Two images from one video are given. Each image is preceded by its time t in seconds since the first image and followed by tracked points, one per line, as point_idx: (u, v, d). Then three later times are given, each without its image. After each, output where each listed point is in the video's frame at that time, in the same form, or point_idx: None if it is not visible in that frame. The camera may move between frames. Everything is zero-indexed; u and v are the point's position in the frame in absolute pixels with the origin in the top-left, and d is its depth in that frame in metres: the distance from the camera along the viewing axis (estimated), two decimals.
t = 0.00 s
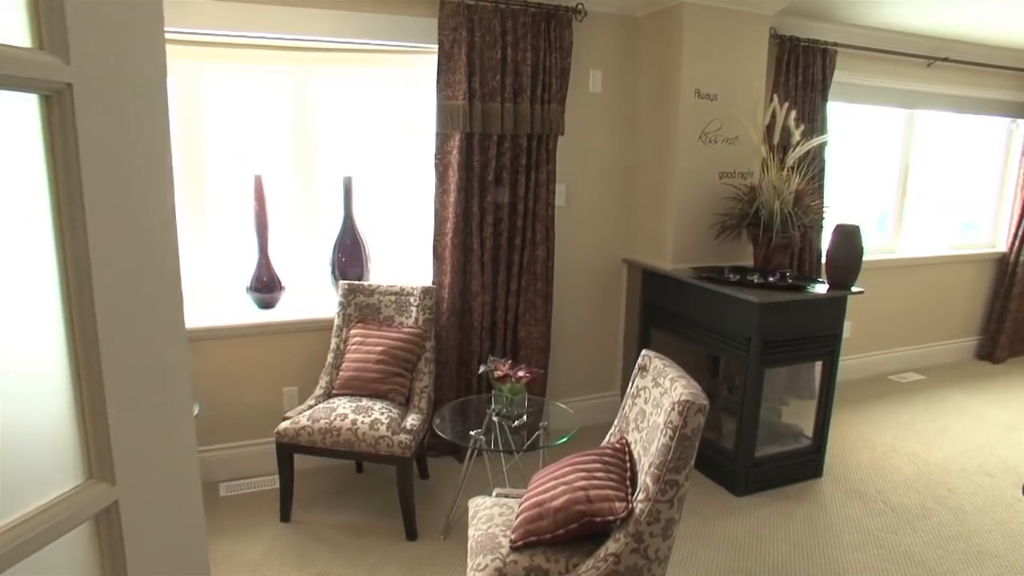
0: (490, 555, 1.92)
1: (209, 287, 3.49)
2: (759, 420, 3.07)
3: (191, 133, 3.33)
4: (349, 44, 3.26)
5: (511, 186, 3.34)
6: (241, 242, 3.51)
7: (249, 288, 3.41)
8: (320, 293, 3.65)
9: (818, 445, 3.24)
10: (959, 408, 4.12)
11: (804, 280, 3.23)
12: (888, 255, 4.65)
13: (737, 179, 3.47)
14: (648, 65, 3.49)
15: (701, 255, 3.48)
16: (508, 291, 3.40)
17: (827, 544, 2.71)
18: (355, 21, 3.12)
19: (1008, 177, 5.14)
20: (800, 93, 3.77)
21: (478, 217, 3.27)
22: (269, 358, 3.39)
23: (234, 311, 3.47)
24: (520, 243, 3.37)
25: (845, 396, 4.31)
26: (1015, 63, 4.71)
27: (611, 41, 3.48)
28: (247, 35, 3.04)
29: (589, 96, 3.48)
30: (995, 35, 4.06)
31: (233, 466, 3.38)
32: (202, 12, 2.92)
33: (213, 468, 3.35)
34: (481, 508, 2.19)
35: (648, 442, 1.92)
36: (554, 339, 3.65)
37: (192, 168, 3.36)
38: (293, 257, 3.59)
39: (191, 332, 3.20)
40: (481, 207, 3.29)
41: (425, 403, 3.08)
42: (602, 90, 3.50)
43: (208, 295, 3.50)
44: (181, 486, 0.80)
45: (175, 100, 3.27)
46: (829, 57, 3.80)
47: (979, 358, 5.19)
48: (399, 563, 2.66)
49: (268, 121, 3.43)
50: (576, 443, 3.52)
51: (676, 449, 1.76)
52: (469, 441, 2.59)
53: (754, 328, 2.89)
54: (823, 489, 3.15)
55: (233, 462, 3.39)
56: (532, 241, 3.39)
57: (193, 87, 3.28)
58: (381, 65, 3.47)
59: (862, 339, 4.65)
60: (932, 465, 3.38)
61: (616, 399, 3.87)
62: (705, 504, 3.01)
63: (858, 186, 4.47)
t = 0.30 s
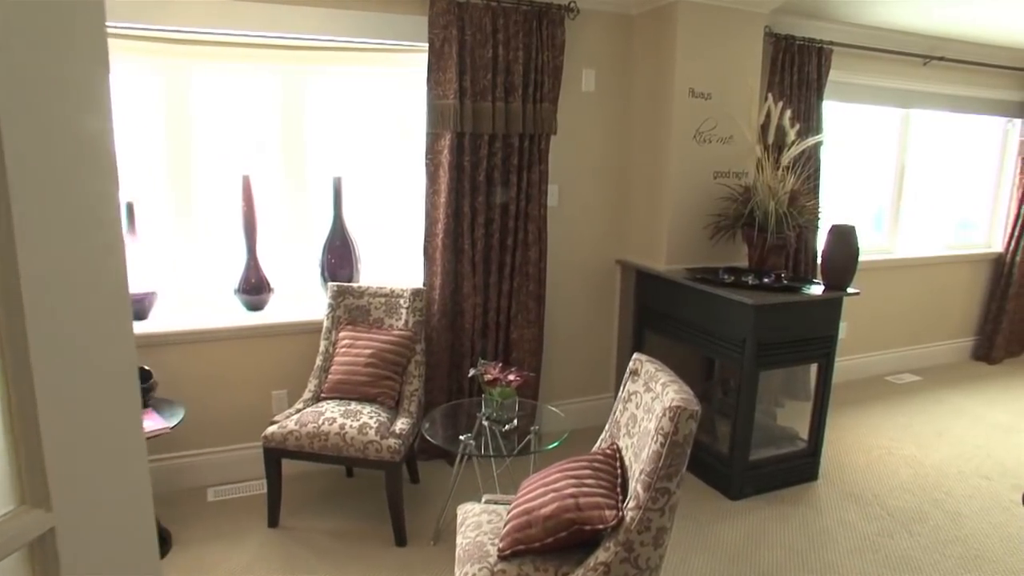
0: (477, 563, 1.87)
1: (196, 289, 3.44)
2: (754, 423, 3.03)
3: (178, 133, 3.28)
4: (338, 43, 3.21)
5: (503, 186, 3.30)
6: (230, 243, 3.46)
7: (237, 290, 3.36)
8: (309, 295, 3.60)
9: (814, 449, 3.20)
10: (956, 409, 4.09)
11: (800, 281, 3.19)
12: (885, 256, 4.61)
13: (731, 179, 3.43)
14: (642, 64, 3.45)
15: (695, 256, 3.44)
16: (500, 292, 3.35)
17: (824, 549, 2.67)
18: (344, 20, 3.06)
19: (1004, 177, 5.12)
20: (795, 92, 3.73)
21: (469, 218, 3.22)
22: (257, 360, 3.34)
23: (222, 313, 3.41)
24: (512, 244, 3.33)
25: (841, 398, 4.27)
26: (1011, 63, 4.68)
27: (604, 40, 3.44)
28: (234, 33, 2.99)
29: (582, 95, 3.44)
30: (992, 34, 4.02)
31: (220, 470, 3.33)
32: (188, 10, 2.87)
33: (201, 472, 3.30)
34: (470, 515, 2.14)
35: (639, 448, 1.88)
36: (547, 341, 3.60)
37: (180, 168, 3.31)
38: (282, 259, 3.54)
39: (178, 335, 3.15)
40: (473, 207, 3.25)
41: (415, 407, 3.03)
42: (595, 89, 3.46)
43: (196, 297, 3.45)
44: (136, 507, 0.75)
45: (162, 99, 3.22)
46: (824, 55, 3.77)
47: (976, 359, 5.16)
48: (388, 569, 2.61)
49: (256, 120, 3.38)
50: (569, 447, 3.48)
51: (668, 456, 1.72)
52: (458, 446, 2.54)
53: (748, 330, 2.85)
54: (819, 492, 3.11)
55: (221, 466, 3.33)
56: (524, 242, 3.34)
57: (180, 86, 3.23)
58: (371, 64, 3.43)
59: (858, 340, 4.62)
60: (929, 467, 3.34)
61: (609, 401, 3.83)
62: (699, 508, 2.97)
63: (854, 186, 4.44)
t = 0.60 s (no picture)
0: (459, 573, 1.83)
1: (178, 292, 3.38)
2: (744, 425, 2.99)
3: (158, 132, 3.21)
4: (322, 41, 3.15)
5: (489, 186, 3.25)
6: (212, 245, 3.40)
7: (219, 292, 3.30)
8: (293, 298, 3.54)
9: (805, 451, 3.16)
10: (947, 410, 4.07)
11: (790, 282, 3.15)
12: (875, 255, 4.59)
13: (720, 179, 3.40)
14: (630, 62, 3.41)
15: (684, 256, 3.40)
16: (486, 294, 3.30)
17: (814, 553, 2.64)
18: (327, 17, 3.01)
19: (994, 177, 5.11)
20: (785, 92, 3.70)
21: (455, 219, 3.17)
22: (240, 364, 3.28)
23: (204, 316, 3.35)
24: (499, 246, 3.28)
25: (832, 399, 4.25)
26: (1001, 62, 4.67)
27: (592, 39, 3.40)
28: (213, 31, 2.93)
29: (570, 94, 3.40)
30: (982, 33, 4.01)
31: (203, 476, 3.27)
32: (167, 8, 2.81)
33: (183, 478, 3.24)
34: (453, 523, 2.10)
35: (625, 455, 1.84)
36: (535, 343, 3.56)
37: (160, 168, 3.25)
38: (265, 261, 3.48)
39: (160, 339, 3.09)
40: (459, 208, 3.20)
41: (400, 411, 2.98)
42: (583, 88, 3.42)
43: (178, 300, 3.38)
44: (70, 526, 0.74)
45: (141, 99, 3.15)
46: (814, 54, 3.74)
47: (966, 359, 5.15)
48: None
49: (238, 120, 3.32)
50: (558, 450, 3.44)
51: (653, 464, 1.67)
52: (442, 451, 2.49)
53: (737, 332, 2.82)
54: (809, 495, 3.08)
55: (204, 472, 3.27)
56: (511, 243, 3.30)
57: (160, 85, 3.17)
58: (355, 63, 3.38)
59: (849, 341, 4.59)
60: (920, 469, 3.32)
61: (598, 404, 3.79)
62: (689, 511, 2.93)
63: (844, 186, 4.41)
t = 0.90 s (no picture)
0: None
1: (154, 294, 3.30)
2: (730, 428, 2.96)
3: (132, 132, 3.14)
4: (300, 39, 3.09)
5: (472, 187, 3.20)
6: (189, 246, 3.33)
7: (197, 295, 3.23)
8: (273, 300, 3.48)
9: (791, 453, 3.13)
10: (932, 409, 4.06)
11: (776, 282, 3.12)
12: (861, 255, 4.58)
13: (706, 179, 3.36)
14: (615, 61, 3.37)
15: (670, 257, 3.36)
16: (469, 295, 3.26)
17: (801, 556, 2.61)
18: (305, 14, 2.95)
19: (978, 176, 5.12)
20: (770, 91, 3.67)
21: (437, 220, 3.12)
22: (218, 368, 3.21)
23: (182, 320, 3.28)
24: (482, 247, 3.23)
25: (819, 399, 4.23)
26: (985, 62, 4.67)
27: (576, 37, 3.36)
28: (188, 29, 2.86)
29: (554, 93, 3.36)
30: (966, 33, 4.00)
31: (180, 483, 3.20)
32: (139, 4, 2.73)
33: (160, 485, 3.17)
34: (432, 531, 2.05)
35: (607, 461, 1.79)
36: (519, 345, 3.51)
37: (135, 168, 3.17)
38: (244, 262, 3.41)
39: (134, 343, 3.01)
40: (441, 209, 3.15)
41: (381, 415, 2.93)
42: (566, 87, 3.38)
43: (154, 303, 3.31)
44: None
45: (115, 97, 3.08)
46: (800, 53, 3.71)
47: (951, 358, 5.16)
48: None
49: (215, 119, 3.25)
50: (543, 454, 3.39)
51: (635, 472, 1.63)
52: (422, 458, 2.44)
53: (723, 334, 2.79)
54: (796, 497, 3.05)
55: (181, 478, 3.20)
56: (494, 244, 3.25)
57: (135, 83, 3.10)
58: (335, 61, 3.33)
59: (835, 341, 4.58)
60: (906, 470, 3.30)
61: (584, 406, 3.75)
62: (675, 515, 2.89)
63: (830, 186, 4.40)
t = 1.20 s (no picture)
0: None
1: (126, 298, 3.22)
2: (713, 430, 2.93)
3: (102, 132, 3.06)
4: (276, 37, 3.03)
5: (452, 187, 3.15)
6: (163, 248, 3.25)
7: (171, 299, 3.14)
8: (249, 303, 3.40)
9: (775, 455, 3.11)
10: (915, 409, 4.06)
11: (759, 283, 3.09)
12: (844, 255, 4.58)
13: (688, 178, 3.33)
14: (596, 59, 3.33)
15: (652, 258, 3.33)
16: (450, 297, 3.21)
17: (785, 560, 2.58)
18: (279, 11, 2.88)
19: (960, 176, 5.15)
20: (753, 90, 3.64)
21: (416, 220, 3.07)
22: (192, 372, 3.13)
23: (155, 324, 3.20)
24: (461, 248, 3.18)
25: (803, 399, 4.21)
26: (965, 62, 4.69)
27: (556, 36, 3.32)
28: (159, 26, 2.79)
29: (534, 92, 3.31)
30: (947, 33, 4.01)
31: (154, 490, 3.12)
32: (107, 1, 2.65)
33: (133, 493, 3.08)
34: (408, 541, 2.00)
35: (585, 468, 1.75)
36: (501, 347, 3.46)
37: (106, 169, 3.09)
38: (219, 265, 3.34)
39: (105, 348, 2.93)
40: (420, 209, 3.10)
41: (358, 420, 2.87)
42: (548, 86, 3.34)
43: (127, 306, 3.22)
44: None
45: (84, 96, 3.00)
46: (782, 51, 3.69)
47: (934, 357, 5.17)
48: None
49: (189, 118, 3.17)
50: (525, 457, 3.35)
51: (614, 479, 1.59)
52: (399, 464, 2.38)
53: (705, 336, 2.76)
54: (781, 498, 3.03)
55: (156, 486, 3.12)
56: (474, 245, 3.20)
57: (104, 81, 3.01)
58: (312, 60, 3.26)
59: (819, 341, 4.58)
60: (890, 470, 3.29)
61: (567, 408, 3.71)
62: (658, 519, 2.85)
63: (813, 185, 4.38)
